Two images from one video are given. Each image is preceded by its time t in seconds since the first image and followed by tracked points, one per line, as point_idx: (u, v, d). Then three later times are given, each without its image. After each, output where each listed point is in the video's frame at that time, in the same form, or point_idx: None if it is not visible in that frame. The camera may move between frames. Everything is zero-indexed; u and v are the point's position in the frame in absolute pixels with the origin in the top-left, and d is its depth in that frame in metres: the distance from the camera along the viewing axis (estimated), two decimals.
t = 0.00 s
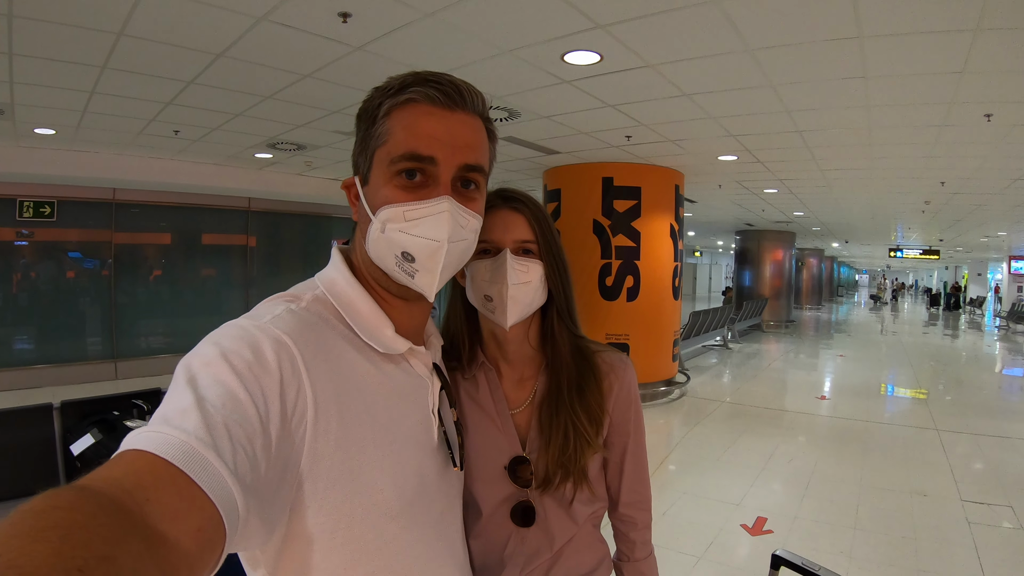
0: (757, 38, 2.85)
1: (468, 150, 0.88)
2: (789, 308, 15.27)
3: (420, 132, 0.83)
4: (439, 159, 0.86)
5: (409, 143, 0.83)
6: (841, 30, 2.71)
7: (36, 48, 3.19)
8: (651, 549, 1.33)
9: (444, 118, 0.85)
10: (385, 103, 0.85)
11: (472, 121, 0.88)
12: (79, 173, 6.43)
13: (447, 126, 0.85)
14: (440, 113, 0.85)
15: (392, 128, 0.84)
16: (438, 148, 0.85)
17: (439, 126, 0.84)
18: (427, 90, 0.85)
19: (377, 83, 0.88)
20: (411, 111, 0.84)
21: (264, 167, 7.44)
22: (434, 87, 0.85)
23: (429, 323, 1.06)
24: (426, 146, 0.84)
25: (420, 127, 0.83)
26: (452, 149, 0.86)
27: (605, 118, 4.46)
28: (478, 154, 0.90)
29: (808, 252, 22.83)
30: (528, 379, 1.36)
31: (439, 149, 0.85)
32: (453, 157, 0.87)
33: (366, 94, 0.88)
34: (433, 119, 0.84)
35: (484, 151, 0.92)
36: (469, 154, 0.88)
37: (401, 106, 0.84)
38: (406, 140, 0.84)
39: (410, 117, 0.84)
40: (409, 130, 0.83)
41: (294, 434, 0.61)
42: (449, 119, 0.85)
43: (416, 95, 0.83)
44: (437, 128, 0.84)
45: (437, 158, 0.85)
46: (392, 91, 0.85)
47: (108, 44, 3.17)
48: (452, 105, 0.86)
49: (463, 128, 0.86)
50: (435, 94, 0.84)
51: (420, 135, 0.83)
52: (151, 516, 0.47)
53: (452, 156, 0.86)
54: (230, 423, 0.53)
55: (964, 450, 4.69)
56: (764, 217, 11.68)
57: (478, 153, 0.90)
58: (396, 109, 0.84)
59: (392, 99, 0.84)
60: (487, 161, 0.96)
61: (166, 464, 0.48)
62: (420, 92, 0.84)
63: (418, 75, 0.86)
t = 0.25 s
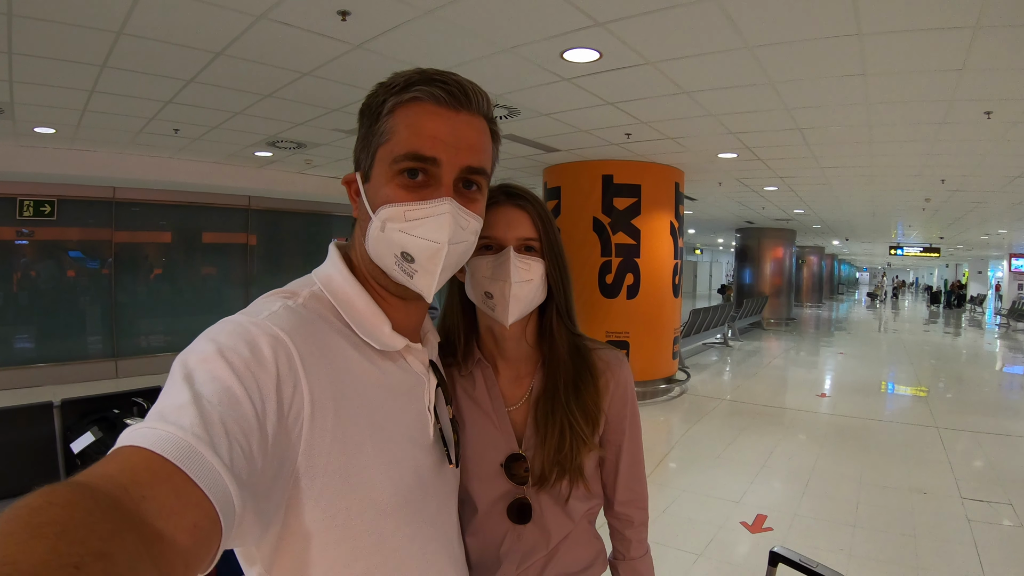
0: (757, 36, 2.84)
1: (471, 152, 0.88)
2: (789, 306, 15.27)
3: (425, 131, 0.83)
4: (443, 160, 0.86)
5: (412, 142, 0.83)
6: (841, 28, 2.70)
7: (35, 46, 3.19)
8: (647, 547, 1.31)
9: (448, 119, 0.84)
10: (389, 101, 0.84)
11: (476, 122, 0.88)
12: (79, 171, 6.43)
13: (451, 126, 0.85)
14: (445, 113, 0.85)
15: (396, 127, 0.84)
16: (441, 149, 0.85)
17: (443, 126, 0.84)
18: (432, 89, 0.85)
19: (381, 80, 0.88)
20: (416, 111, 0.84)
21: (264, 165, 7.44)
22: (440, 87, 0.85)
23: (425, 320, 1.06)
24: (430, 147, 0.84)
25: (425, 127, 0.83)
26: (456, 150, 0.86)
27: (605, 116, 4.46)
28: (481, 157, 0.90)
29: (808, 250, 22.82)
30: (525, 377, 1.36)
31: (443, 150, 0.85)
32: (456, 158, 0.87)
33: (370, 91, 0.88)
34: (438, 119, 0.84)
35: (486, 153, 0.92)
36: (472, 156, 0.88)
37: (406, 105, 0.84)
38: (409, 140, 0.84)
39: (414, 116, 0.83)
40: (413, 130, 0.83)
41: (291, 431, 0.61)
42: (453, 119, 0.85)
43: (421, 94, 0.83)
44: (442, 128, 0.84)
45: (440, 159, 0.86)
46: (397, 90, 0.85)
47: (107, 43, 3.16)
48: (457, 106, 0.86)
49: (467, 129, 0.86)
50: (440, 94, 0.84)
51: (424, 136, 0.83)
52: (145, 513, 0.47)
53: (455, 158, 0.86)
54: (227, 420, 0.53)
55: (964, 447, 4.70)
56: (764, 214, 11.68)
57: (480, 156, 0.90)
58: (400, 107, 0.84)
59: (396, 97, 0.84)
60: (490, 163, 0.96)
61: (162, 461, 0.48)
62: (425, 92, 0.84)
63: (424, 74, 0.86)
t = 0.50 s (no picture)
0: (757, 34, 2.84)
1: (470, 147, 0.88)
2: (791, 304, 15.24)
3: (425, 126, 0.84)
4: (442, 155, 0.86)
5: (412, 137, 0.84)
6: (842, 25, 2.69)
7: (37, 47, 3.20)
8: (641, 543, 1.33)
9: (448, 114, 0.85)
10: (389, 96, 0.85)
11: (476, 118, 0.89)
12: (81, 171, 6.44)
13: (450, 120, 0.85)
14: (444, 108, 0.85)
15: (396, 121, 0.84)
16: (441, 143, 0.85)
17: (443, 121, 0.85)
18: (432, 84, 0.85)
19: (380, 76, 0.88)
20: (416, 106, 0.84)
21: (266, 164, 7.45)
22: (440, 82, 0.86)
23: (423, 315, 1.06)
24: (430, 141, 0.85)
25: (425, 121, 0.84)
26: (456, 145, 0.86)
27: (606, 114, 4.46)
28: (480, 152, 0.91)
29: (811, 248, 22.73)
30: (523, 373, 1.36)
31: (443, 144, 0.85)
32: (457, 153, 0.87)
33: (369, 86, 0.89)
34: (438, 114, 0.85)
35: (486, 149, 0.92)
36: (471, 151, 0.89)
37: (406, 100, 0.84)
38: (409, 135, 0.84)
39: (414, 111, 0.84)
40: (413, 124, 0.84)
41: (288, 426, 0.61)
42: (453, 114, 0.85)
43: (420, 89, 0.84)
44: (441, 122, 0.85)
45: (440, 153, 0.86)
46: (396, 85, 0.85)
47: (108, 43, 3.17)
48: (457, 101, 0.86)
49: (466, 124, 0.87)
50: (440, 89, 0.85)
51: (424, 130, 0.84)
52: (141, 508, 0.47)
53: (455, 152, 0.87)
54: (223, 416, 0.53)
55: (966, 446, 4.69)
56: (766, 212, 11.66)
57: (480, 151, 0.90)
58: (400, 102, 0.85)
59: (396, 92, 0.85)
60: (489, 159, 0.96)
61: (160, 456, 0.49)
62: (425, 86, 0.84)
63: (423, 69, 0.86)
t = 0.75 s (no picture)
0: (758, 32, 2.83)
1: (463, 149, 0.88)
2: (794, 303, 15.20)
3: (416, 128, 0.83)
4: (434, 158, 0.86)
5: (403, 139, 0.83)
6: (843, 23, 2.68)
7: (39, 48, 3.21)
8: (639, 542, 1.34)
9: (440, 115, 0.84)
10: (381, 96, 0.84)
11: (469, 120, 0.88)
12: (84, 171, 6.47)
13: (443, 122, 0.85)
14: (437, 110, 0.85)
15: (388, 123, 0.84)
16: (433, 145, 0.85)
17: (435, 122, 0.84)
18: (424, 85, 0.85)
19: (374, 75, 0.88)
20: (407, 107, 0.84)
21: (268, 164, 7.46)
22: (432, 83, 0.85)
23: (420, 311, 1.07)
24: (422, 144, 0.84)
25: (416, 123, 0.83)
26: (447, 147, 0.86)
27: (607, 113, 4.45)
28: (474, 154, 0.90)
29: (814, 247, 22.66)
30: (522, 373, 1.36)
31: (435, 146, 0.85)
32: (449, 156, 0.87)
33: (363, 85, 0.88)
34: (429, 116, 0.84)
35: (480, 151, 0.92)
36: (464, 153, 0.88)
37: (398, 101, 0.84)
38: (400, 137, 0.83)
39: (405, 112, 0.83)
40: (404, 126, 0.83)
41: (286, 426, 0.61)
42: (445, 116, 0.85)
43: (413, 90, 0.83)
44: (432, 124, 0.84)
45: (431, 155, 0.85)
46: (388, 85, 0.85)
47: (110, 44, 3.18)
48: (450, 103, 0.86)
49: (459, 126, 0.86)
50: (433, 90, 0.84)
51: (415, 132, 0.83)
52: (139, 508, 0.47)
53: (447, 155, 0.86)
54: (220, 416, 0.54)
55: (970, 445, 4.67)
56: (769, 211, 11.63)
57: (473, 153, 0.90)
58: (392, 103, 0.84)
59: (388, 93, 0.84)
60: (483, 160, 0.96)
61: (156, 456, 0.49)
62: (417, 87, 0.84)
63: (417, 69, 0.86)
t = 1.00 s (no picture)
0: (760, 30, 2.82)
1: (464, 152, 0.87)
2: (796, 301, 15.16)
3: (417, 131, 0.83)
4: (435, 160, 0.86)
5: (405, 141, 0.83)
6: (846, 21, 2.67)
7: (41, 48, 3.22)
8: (638, 541, 1.34)
9: (441, 118, 0.84)
10: (383, 97, 0.84)
11: (471, 122, 0.88)
12: (87, 171, 6.48)
13: (444, 124, 0.84)
14: (438, 112, 0.84)
15: (389, 125, 0.84)
16: (434, 148, 0.84)
17: (436, 125, 0.84)
18: (427, 86, 0.84)
19: (376, 75, 0.87)
20: (408, 109, 0.83)
21: (270, 163, 7.46)
22: (434, 84, 0.85)
23: (421, 311, 1.07)
24: (423, 147, 0.84)
25: (418, 126, 0.83)
26: (448, 150, 0.86)
27: (609, 112, 4.44)
28: (475, 157, 0.90)
29: (817, 245, 22.60)
30: (522, 372, 1.37)
31: (436, 149, 0.85)
32: (450, 159, 0.87)
33: (365, 85, 0.88)
34: (431, 118, 0.84)
35: (481, 153, 0.92)
36: (464, 156, 0.88)
37: (399, 103, 0.84)
38: (401, 139, 0.83)
39: (407, 114, 0.83)
40: (405, 129, 0.83)
41: (286, 426, 0.62)
42: (446, 119, 0.84)
43: (415, 91, 0.83)
44: (433, 126, 0.84)
45: (432, 158, 0.85)
46: (390, 87, 0.84)
47: (112, 43, 3.19)
48: (451, 105, 0.85)
49: (460, 129, 0.86)
50: (435, 93, 0.84)
51: (416, 135, 0.83)
52: (139, 509, 0.47)
53: (448, 158, 0.86)
54: (220, 416, 0.54)
55: (973, 444, 4.66)
56: (772, 209, 11.60)
57: (474, 156, 0.90)
58: (393, 104, 0.84)
59: (390, 94, 0.84)
60: (484, 162, 0.95)
61: (157, 457, 0.49)
62: (420, 89, 0.83)
63: (419, 70, 0.85)
